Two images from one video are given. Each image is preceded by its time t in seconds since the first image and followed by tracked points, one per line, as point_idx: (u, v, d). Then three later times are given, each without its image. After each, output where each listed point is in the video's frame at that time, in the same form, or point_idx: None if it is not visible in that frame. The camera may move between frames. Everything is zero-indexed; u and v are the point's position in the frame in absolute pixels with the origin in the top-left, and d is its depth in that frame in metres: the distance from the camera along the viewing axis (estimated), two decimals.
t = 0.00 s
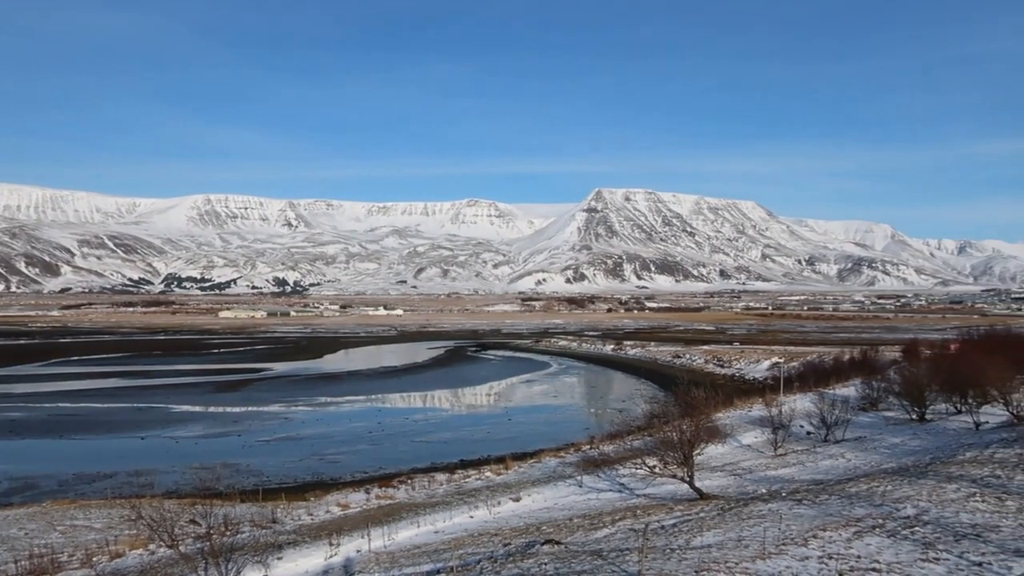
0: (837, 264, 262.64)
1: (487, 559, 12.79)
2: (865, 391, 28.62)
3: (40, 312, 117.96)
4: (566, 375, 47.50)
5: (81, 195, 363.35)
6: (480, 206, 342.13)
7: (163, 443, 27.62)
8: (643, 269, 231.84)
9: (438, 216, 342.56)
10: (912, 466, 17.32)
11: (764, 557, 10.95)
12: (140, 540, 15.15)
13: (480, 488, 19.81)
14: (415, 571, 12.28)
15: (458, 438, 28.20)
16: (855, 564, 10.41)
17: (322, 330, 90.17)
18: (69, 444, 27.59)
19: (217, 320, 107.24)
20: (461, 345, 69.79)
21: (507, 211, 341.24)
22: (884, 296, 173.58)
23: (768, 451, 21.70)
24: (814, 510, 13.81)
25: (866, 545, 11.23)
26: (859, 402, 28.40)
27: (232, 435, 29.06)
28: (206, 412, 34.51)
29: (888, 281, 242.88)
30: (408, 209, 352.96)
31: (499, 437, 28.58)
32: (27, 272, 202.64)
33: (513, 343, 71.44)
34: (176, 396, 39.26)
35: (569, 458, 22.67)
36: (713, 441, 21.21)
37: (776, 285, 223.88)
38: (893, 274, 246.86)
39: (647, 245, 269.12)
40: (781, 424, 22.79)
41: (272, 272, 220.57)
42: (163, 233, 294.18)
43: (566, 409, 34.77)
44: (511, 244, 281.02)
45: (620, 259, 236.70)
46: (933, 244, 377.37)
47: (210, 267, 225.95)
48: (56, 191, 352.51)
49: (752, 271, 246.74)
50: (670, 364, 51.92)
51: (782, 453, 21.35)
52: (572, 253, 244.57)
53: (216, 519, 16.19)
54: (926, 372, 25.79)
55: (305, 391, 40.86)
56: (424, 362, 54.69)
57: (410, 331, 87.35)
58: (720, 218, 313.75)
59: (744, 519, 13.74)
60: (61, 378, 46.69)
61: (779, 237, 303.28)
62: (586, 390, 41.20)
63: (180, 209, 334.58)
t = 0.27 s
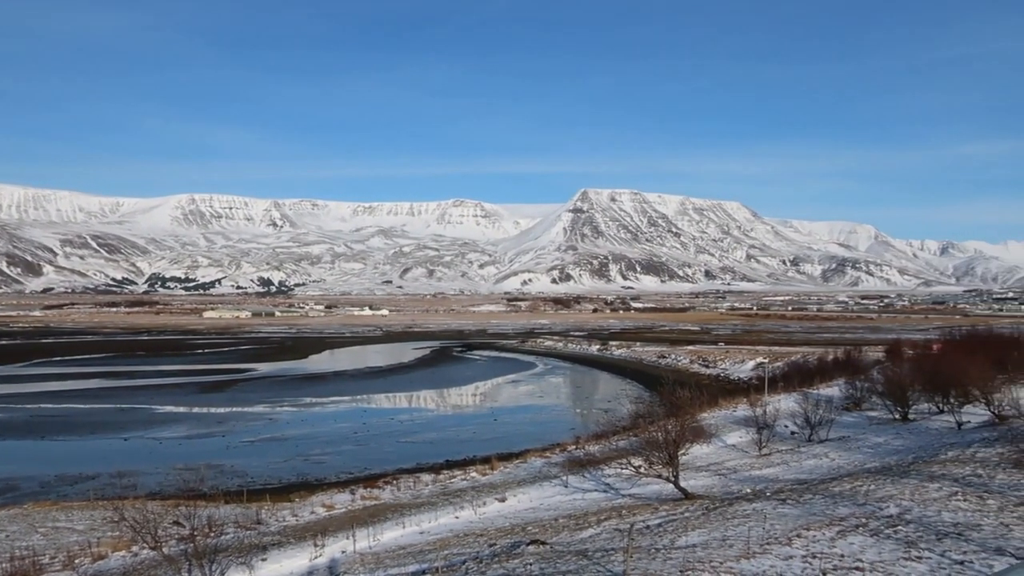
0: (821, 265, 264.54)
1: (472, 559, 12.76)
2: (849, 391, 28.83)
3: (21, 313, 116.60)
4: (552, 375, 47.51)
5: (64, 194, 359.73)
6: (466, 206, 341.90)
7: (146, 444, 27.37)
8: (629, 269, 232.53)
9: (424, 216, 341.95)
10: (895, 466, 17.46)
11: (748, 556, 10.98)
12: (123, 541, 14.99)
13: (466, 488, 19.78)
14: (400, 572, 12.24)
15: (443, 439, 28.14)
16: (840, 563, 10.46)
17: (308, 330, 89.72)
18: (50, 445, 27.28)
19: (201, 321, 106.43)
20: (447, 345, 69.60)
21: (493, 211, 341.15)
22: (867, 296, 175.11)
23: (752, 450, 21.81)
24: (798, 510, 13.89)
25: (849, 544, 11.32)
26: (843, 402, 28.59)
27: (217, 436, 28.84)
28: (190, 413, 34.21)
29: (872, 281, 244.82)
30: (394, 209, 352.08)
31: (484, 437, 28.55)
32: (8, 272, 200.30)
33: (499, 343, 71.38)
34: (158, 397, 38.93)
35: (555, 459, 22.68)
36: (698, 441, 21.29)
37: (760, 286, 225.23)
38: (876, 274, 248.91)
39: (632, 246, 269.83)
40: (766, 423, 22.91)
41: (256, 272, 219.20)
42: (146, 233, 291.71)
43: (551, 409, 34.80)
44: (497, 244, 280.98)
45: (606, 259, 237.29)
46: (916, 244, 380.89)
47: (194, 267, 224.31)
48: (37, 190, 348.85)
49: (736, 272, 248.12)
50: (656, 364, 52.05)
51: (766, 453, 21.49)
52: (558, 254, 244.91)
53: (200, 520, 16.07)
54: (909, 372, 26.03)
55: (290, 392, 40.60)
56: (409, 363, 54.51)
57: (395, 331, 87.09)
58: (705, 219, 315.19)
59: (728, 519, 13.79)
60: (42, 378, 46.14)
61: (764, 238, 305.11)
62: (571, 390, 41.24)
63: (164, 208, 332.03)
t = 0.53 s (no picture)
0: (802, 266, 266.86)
1: (455, 560, 12.74)
2: (830, 391, 29.04)
3: None
4: (535, 376, 47.54)
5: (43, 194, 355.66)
6: (449, 206, 341.53)
7: (126, 445, 27.07)
8: (611, 270, 233.33)
9: (407, 217, 341.19)
10: (875, 465, 17.62)
11: (729, 555, 11.03)
12: (102, 544, 14.81)
13: (449, 489, 19.74)
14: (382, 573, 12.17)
15: (426, 439, 28.07)
16: (819, 561, 10.54)
17: (290, 331, 89.22)
18: (27, 447, 26.91)
19: (181, 321, 105.55)
20: (430, 346, 69.43)
21: (477, 211, 340.93)
22: (848, 296, 176.97)
23: (734, 450, 21.93)
24: (779, 510, 13.96)
25: (830, 543, 11.40)
26: (823, 401, 28.82)
27: (197, 437, 28.57)
28: (170, 414, 33.87)
29: (852, 281, 247.18)
30: (376, 210, 351.02)
31: (467, 437, 28.52)
32: None
33: (482, 343, 71.32)
34: (138, 398, 38.54)
35: (537, 459, 22.69)
36: (681, 441, 21.35)
37: (742, 286, 226.78)
38: (856, 275, 251.44)
39: (615, 246, 270.63)
40: (746, 424, 23.05)
41: (238, 272, 217.52)
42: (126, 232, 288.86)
43: (534, 410, 34.83)
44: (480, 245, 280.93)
45: (589, 259, 237.94)
46: (896, 246, 385.07)
47: (175, 267, 222.36)
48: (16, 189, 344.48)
49: (718, 272, 249.68)
50: (638, 364, 52.25)
51: (747, 453, 21.61)
52: (541, 254, 245.30)
53: (181, 522, 15.92)
54: (889, 372, 26.32)
55: (272, 392, 40.28)
56: (392, 363, 54.34)
57: (378, 331, 86.86)
58: (687, 220, 316.91)
59: (710, 518, 13.86)
60: (20, 380, 45.48)
61: (746, 239, 307.32)
62: (554, 390, 41.27)
63: (145, 208, 328.95)
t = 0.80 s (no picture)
0: (783, 267, 269.02)
1: (437, 561, 12.69)
2: (810, 392, 29.29)
3: None
4: (518, 376, 47.57)
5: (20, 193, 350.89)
6: (432, 206, 340.75)
7: (105, 447, 26.75)
8: (594, 271, 233.96)
9: (389, 217, 340.12)
10: (855, 465, 17.77)
11: (711, 556, 11.06)
12: (80, 546, 14.60)
13: (430, 490, 19.68)
14: None
15: (408, 441, 27.98)
16: (800, 561, 10.60)
17: (271, 332, 88.64)
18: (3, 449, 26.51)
19: (162, 322, 104.51)
20: (412, 346, 69.22)
21: (459, 212, 340.60)
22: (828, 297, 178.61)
23: (715, 451, 22.07)
24: (760, 509, 14.05)
25: (810, 542, 11.48)
26: (804, 402, 29.06)
27: (177, 439, 28.29)
28: (150, 415, 33.52)
29: (832, 283, 249.38)
30: (359, 210, 349.66)
31: (449, 438, 28.48)
32: None
33: (465, 344, 71.26)
34: (117, 399, 38.11)
35: (520, 459, 22.72)
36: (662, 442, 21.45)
37: (723, 287, 228.12)
38: (837, 276, 253.77)
39: (598, 248, 271.40)
40: (728, 424, 23.20)
41: (219, 272, 215.75)
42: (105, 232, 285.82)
43: (516, 410, 34.83)
44: (463, 245, 280.62)
45: (572, 261, 238.41)
46: (875, 248, 389.05)
47: (155, 267, 220.19)
48: None
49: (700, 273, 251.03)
50: (621, 365, 52.42)
51: (729, 453, 21.74)
52: (524, 255, 245.52)
53: (160, 525, 15.74)
54: (868, 373, 26.60)
55: (253, 393, 39.98)
56: (374, 364, 54.14)
57: (361, 332, 86.48)
58: (669, 221, 318.45)
59: (691, 519, 13.91)
60: None
61: (727, 240, 309.21)
62: (536, 391, 41.31)
63: (125, 208, 325.53)
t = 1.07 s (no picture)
0: (766, 269, 270.54)
1: (421, 563, 12.64)
2: (793, 393, 29.50)
3: None
4: (502, 377, 47.56)
5: None
6: (417, 207, 339.96)
7: (86, 449, 26.44)
8: (579, 272, 234.28)
9: (374, 218, 339.00)
10: (838, 465, 17.90)
11: (695, 556, 11.10)
12: (61, 549, 14.46)
13: (415, 491, 19.61)
14: None
15: (392, 441, 27.89)
16: (784, 561, 10.66)
17: (255, 333, 88.06)
18: None
19: (144, 323, 103.52)
20: (397, 347, 69.03)
21: (444, 213, 339.91)
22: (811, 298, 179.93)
23: (699, 451, 22.14)
24: (744, 509, 14.11)
25: (793, 542, 11.55)
26: (787, 402, 29.26)
27: (159, 440, 28.03)
28: (132, 416, 33.18)
29: (815, 284, 251.10)
30: (343, 210, 348.25)
31: (434, 439, 28.40)
32: None
33: (450, 345, 71.17)
34: (97, 400, 37.65)
35: (504, 460, 22.70)
36: (646, 442, 21.52)
37: (707, 288, 229.16)
38: (820, 278, 255.52)
39: (582, 249, 271.91)
40: (712, 424, 23.30)
41: (202, 273, 214.09)
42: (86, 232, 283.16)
43: (501, 411, 34.82)
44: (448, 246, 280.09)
45: (556, 262, 238.68)
46: (857, 249, 392.03)
47: (137, 267, 218.07)
48: None
49: (684, 274, 252.15)
50: (606, 365, 52.53)
51: (712, 453, 21.83)
52: (508, 256, 245.52)
53: (142, 527, 15.56)
54: (851, 373, 26.79)
55: (236, 395, 39.71)
56: (359, 365, 53.94)
57: (345, 333, 86.11)
58: (654, 223, 319.46)
59: (675, 519, 13.96)
60: None
61: (711, 242, 310.84)
62: (521, 392, 41.31)
63: (106, 208, 322.33)
